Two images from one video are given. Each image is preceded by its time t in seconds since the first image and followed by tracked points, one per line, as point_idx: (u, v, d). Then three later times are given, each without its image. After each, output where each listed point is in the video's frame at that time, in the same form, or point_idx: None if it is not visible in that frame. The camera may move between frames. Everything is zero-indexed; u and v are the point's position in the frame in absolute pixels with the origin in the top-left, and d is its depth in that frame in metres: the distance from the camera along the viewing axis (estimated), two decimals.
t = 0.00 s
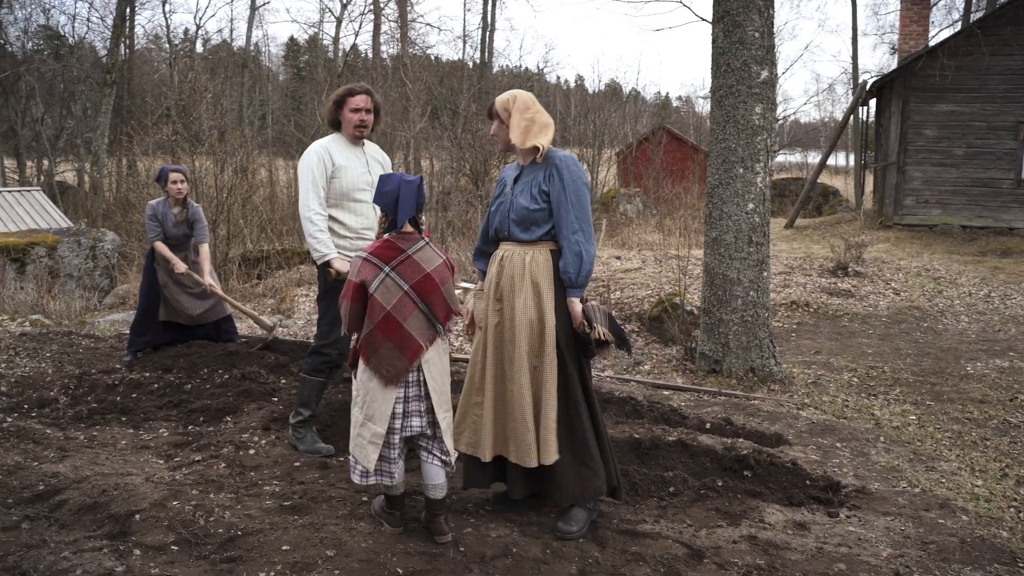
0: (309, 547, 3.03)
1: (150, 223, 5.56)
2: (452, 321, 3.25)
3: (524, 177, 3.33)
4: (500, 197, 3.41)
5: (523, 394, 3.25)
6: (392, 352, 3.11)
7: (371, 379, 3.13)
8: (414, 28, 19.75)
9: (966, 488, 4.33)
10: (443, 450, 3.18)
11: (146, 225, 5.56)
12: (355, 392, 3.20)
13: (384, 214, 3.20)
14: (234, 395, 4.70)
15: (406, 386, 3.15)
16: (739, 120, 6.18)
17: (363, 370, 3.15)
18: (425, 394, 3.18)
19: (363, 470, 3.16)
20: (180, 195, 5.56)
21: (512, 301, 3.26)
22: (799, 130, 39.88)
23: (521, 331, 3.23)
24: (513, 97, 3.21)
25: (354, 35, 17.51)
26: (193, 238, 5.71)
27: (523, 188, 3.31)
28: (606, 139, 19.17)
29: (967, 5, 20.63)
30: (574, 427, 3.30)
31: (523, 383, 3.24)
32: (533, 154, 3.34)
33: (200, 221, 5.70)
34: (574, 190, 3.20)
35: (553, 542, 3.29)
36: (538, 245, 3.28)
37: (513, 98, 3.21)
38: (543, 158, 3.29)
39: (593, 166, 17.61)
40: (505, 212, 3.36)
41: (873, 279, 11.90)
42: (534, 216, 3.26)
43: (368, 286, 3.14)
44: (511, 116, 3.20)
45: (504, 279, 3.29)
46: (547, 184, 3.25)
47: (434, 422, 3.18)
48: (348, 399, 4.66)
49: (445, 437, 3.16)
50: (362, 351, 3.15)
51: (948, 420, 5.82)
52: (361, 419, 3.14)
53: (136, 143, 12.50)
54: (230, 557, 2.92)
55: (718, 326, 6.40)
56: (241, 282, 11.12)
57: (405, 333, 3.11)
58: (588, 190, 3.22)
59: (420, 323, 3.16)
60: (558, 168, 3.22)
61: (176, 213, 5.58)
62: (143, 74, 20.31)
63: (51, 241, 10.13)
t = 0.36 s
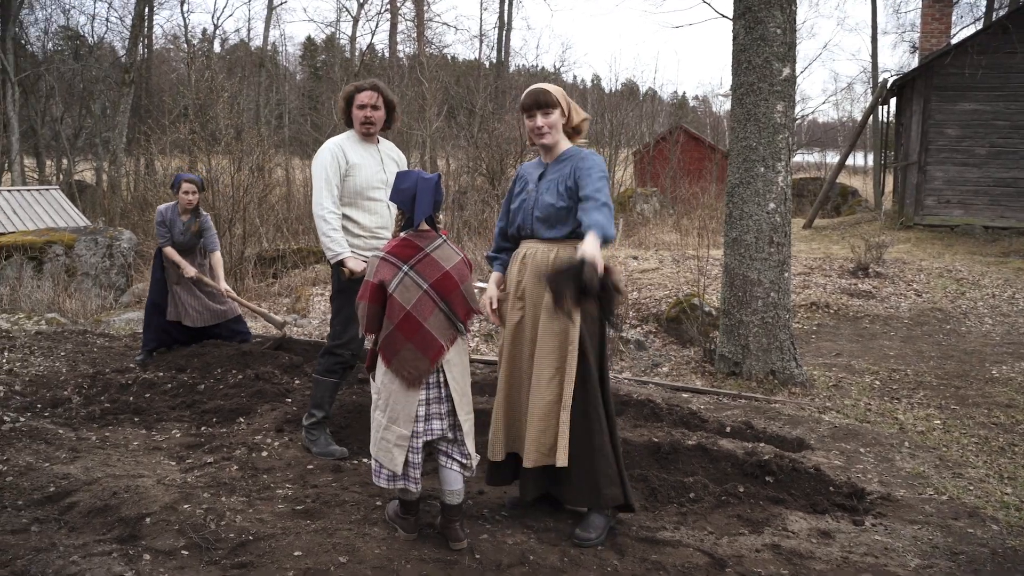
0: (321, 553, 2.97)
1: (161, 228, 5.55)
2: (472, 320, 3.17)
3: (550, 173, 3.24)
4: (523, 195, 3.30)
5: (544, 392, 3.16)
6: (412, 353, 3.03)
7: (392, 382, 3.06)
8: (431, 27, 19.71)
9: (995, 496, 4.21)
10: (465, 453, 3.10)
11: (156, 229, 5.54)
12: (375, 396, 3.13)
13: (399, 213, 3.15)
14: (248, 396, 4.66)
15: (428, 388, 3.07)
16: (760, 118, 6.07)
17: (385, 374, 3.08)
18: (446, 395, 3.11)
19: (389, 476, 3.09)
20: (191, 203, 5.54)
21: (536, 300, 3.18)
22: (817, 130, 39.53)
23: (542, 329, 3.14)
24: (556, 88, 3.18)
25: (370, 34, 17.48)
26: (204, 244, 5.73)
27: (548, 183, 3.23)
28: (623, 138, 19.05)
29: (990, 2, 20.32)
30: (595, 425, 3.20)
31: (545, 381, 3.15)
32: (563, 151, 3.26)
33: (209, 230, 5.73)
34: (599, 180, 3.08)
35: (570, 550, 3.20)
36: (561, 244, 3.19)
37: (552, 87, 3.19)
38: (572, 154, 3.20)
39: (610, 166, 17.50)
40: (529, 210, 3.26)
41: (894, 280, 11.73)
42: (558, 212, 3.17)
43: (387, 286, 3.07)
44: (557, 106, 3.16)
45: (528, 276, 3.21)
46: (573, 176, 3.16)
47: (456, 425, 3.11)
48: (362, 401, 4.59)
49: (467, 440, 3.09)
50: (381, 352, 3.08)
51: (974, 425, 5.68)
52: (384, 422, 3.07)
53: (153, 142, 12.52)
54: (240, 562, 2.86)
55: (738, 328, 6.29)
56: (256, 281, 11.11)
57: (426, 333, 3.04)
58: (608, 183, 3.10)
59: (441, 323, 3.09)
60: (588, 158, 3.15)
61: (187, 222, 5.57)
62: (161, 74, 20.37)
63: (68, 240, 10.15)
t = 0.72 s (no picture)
0: (323, 566, 2.89)
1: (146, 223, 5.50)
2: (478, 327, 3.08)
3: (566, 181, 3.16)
4: (540, 208, 3.20)
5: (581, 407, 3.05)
6: (415, 361, 2.95)
7: (396, 390, 2.99)
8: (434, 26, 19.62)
9: (1012, 506, 4.11)
10: (468, 466, 3.00)
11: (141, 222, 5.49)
12: (379, 405, 3.05)
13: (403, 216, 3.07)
14: (248, 401, 4.58)
15: (431, 396, 2.99)
16: (770, 119, 5.98)
17: (390, 382, 3.01)
18: (451, 405, 3.02)
19: (390, 485, 3.01)
20: (169, 198, 5.31)
21: (572, 313, 3.10)
22: (821, 130, 39.38)
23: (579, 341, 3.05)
24: (559, 94, 3.13)
25: (373, 33, 17.39)
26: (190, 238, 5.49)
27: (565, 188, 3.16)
28: (627, 138, 18.94)
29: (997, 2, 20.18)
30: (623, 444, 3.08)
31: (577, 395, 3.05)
32: (569, 156, 3.18)
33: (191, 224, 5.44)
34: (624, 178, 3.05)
35: (579, 564, 3.12)
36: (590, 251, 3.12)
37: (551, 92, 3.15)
38: (586, 158, 3.14)
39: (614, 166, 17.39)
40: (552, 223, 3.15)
41: (901, 282, 11.62)
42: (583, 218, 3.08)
43: (390, 291, 2.99)
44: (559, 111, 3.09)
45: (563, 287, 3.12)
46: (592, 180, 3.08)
47: (460, 436, 3.01)
48: (365, 407, 4.51)
49: (471, 452, 2.99)
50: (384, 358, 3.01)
51: (987, 431, 5.59)
52: (387, 431, 3.00)
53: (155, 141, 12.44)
54: None
55: (746, 332, 6.20)
56: (259, 281, 11.03)
57: (429, 339, 2.97)
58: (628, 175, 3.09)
59: (444, 329, 3.00)
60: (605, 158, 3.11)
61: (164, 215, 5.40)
62: (164, 72, 20.29)
63: (69, 239, 10.08)
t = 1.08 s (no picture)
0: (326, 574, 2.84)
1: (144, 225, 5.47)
2: (487, 332, 3.03)
3: (612, 193, 2.98)
4: (586, 222, 3.02)
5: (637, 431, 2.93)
6: (422, 365, 2.89)
7: (401, 395, 2.94)
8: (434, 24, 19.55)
9: None
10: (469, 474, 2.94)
11: (138, 224, 5.44)
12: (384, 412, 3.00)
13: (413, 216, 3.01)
14: (250, 403, 4.52)
15: (437, 402, 2.93)
16: (777, 120, 5.91)
17: (396, 387, 2.95)
18: (455, 411, 2.95)
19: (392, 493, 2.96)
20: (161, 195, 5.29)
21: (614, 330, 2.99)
22: (822, 131, 39.30)
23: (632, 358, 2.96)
24: (601, 100, 2.93)
25: (374, 31, 17.33)
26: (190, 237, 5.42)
27: (612, 205, 2.98)
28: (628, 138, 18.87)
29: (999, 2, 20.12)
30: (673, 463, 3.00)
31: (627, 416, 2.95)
32: (612, 166, 2.99)
33: (189, 221, 5.38)
34: (678, 197, 2.92)
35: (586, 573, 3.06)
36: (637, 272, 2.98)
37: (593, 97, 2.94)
38: (632, 167, 2.97)
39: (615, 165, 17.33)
40: (602, 240, 2.99)
41: (904, 283, 11.57)
42: (631, 241, 2.93)
43: (398, 293, 2.93)
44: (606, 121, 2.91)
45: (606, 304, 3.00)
46: (645, 198, 2.93)
47: (463, 443, 2.95)
48: (367, 411, 4.45)
49: (471, 462, 2.93)
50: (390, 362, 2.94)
51: (995, 435, 5.53)
52: (390, 437, 2.94)
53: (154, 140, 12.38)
54: None
55: (751, 334, 6.14)
56: (259, 281, 10.97)
57: (434, 343, 2.90)
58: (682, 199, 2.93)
59: (453, 333, 2.94)
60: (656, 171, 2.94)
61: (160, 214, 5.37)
62: (163, 70, 20.21)
63: (69, 238, 10.03)
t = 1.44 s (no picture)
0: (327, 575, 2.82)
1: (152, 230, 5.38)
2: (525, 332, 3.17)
3: (649, 190, 2.92)
4: (618, 218, 2.97)
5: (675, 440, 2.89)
6: (512, 367, 2.89)
7: (488, 401, 2.85)
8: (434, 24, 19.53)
9: None
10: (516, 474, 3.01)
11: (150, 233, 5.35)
12: (458, 420, 2.84)
13: (483, 222, 2.95)
14: (250, 403, 4.50)
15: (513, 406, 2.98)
16: (778, 120, 5.90)
17: (480, 393, 2.84)
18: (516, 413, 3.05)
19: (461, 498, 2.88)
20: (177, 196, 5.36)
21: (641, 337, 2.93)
22: (821, 131, 39.31)
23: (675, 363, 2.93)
24: (642, 90, 2.83)
25: (374, 31, 17.29)
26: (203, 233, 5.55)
27: (648, 203, 2.92)
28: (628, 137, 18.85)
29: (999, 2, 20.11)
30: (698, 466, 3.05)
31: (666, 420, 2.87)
32: (650, 161, 2.92)
33: (204, 223, 5.48)
34: (716, 200, 2.85)
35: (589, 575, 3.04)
36: (668, 275, 2.94)
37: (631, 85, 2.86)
38: (672, 164, 2.90)
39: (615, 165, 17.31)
40: (633, 237, 2.94)
41: (905, 283, 11.55)
42: (665, 242, 2.87)
43: (494, 295, 2.84)
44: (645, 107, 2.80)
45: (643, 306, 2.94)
46: (680, 196, 2.86)
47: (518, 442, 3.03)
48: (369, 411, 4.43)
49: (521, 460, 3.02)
50: (482, 366, 2.84)
51: (996, 436, 5.52)
52: (476, 446, 2.85)
53: (154, 139, 12.36)
54: None
55: (752, 334, 6.12)
56: (259, 280, 10.94)
57: (516, 345, 2.93)
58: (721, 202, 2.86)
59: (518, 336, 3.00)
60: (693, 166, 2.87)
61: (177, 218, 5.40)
62: (163, 69, 20.17)
63: (68, 237, 10.01)
